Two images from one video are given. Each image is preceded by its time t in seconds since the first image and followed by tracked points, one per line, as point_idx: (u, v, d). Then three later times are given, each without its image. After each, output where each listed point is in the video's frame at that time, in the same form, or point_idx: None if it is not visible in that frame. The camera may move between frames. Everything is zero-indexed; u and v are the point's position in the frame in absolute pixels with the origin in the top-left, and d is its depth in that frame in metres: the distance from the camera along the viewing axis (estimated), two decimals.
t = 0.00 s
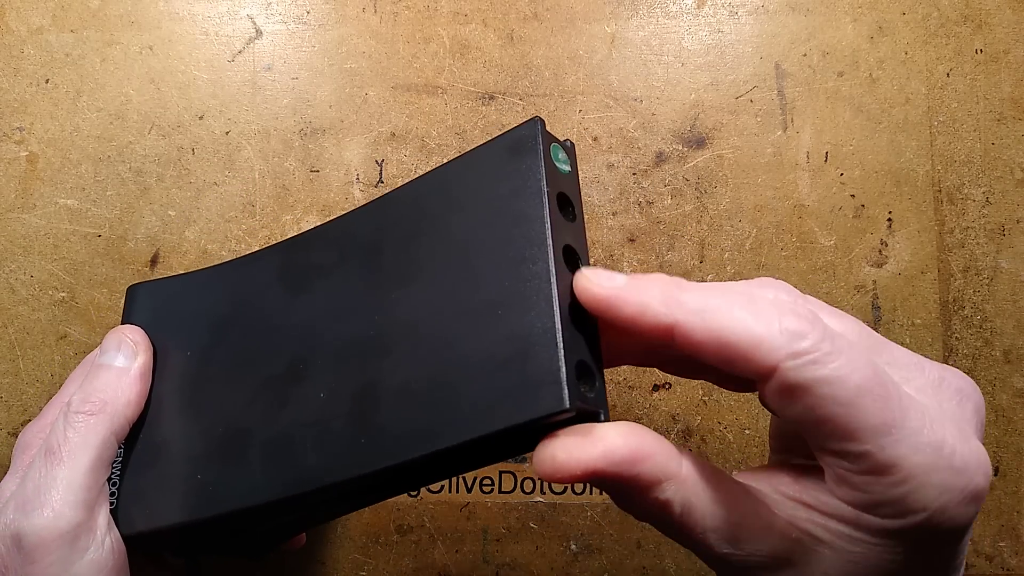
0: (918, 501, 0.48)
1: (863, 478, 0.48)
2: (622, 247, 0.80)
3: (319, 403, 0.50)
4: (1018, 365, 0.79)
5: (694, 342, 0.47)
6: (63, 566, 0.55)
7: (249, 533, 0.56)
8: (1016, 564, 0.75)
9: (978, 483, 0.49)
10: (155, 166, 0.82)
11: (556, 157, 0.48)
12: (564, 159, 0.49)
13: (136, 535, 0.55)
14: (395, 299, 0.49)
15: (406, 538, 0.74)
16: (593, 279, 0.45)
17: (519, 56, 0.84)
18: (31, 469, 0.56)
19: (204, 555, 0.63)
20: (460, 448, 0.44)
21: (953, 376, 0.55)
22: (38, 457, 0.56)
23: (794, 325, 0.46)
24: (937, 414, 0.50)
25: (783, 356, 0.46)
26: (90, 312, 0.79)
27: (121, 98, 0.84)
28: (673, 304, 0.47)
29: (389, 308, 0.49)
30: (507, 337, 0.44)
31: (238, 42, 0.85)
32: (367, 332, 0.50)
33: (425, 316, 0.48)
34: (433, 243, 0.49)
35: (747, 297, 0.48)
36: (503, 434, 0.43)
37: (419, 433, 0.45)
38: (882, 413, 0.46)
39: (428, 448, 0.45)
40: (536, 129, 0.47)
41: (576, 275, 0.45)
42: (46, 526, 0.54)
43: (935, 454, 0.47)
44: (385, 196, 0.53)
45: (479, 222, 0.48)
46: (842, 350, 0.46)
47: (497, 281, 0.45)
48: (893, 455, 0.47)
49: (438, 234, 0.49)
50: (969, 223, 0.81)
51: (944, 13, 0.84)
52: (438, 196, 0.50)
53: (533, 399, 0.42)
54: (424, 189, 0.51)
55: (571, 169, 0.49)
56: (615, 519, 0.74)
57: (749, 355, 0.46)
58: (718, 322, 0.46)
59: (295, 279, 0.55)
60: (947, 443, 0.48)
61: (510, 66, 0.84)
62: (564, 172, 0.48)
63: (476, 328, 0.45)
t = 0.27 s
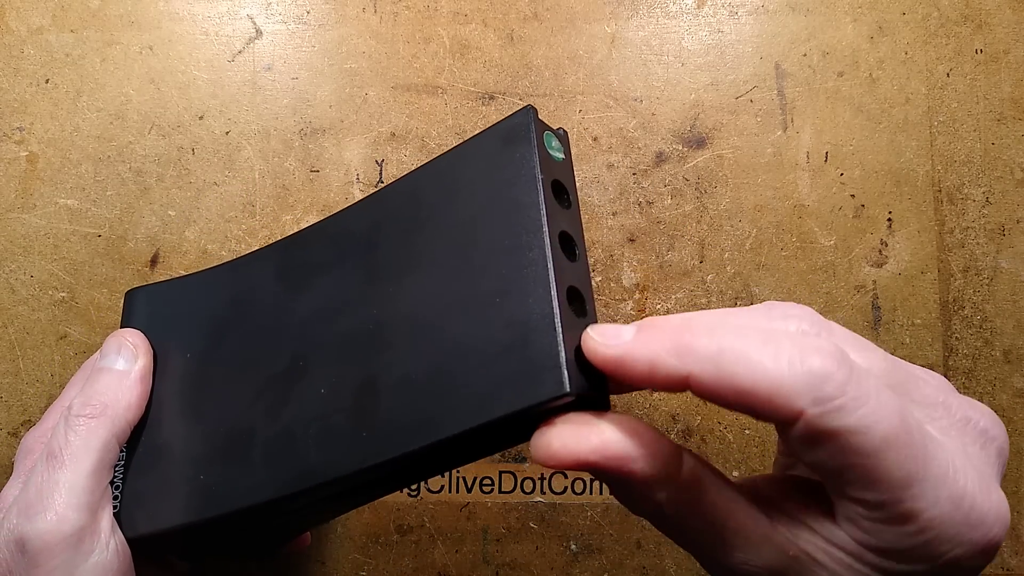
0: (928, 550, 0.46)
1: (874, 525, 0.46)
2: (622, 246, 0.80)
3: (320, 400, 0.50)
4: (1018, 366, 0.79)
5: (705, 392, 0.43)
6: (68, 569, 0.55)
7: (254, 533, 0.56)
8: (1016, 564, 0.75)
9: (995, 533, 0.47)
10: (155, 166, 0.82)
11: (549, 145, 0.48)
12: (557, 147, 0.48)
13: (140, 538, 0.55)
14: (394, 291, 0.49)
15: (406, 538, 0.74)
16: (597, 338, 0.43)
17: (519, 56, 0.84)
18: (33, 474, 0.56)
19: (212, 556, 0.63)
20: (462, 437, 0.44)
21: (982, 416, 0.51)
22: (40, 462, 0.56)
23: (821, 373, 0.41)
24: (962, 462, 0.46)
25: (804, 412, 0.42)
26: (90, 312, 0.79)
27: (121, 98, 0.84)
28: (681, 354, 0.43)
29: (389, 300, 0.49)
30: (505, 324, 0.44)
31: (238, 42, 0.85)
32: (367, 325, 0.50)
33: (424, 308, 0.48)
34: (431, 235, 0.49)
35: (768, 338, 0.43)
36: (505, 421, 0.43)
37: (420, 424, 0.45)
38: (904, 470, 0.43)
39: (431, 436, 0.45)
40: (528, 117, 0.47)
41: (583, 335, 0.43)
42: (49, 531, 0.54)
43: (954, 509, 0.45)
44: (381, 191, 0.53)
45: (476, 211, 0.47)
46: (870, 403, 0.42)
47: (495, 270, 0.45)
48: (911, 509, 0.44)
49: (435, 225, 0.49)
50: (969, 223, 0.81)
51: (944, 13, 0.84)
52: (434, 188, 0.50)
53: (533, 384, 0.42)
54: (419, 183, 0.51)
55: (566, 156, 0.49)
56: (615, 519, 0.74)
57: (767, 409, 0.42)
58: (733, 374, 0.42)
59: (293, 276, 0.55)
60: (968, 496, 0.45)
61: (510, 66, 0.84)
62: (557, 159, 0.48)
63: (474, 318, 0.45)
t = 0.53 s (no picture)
0: None
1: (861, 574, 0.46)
2: (621, 247, 0.80)
3: (310, 404, 0.50)
4: (1018, 366, 0.79)
5: (692, 458, 0.42)
6: (59, 567, 0.54)
7: (245, 535, 0.56)
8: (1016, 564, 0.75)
9: None
10: (155, 166, 0.82)
11: (542, 151, 0.47)
12: (551, 152, 0.47)
13: (132, 537, 0.55)
14: (386, 297, 0.49)
15: (406, 538, 0.74)
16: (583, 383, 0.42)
17: (519, 56, 0.84)
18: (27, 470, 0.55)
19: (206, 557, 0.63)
20: (448, 445, 0.44)
21: (991, 464, 0.49)
22: (34, 458, 0.55)
23: (810, 450, 0.40)
24: (960, 522, 0.45)
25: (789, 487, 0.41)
26: (90, 313, 0.79)
27: (121, 98, 0.84)
28: (668, 420, 0.42)
29: (381, 305, 0.49)
30: (494, 332, 0.44)
31: (238, 42, 0.85)
32: (359, 330, 0.50)
33: (416, 314, 0.47)
34: (424, 240, 0.49)
35: (760, 407, 0.41)
36: (491, 431, 0.42)
37: (406, 430, 0.45)
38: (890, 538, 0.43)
39: (418, 444, 0.44)
40: (521, 121, 0.46)
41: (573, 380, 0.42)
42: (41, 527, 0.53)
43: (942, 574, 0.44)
44: (376, 195, 0.53)
45: (468, 216, 0.47)
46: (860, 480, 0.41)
47: (485, 277, 0.45)
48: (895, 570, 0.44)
49: (428, 230, 0.49)
50: (969, 223, 0.81)
51: (944, 13, 0.84)
52: (428, 192, 0.50)
53: (518, 394, 0.42)
54: (414, 186, 0.50)
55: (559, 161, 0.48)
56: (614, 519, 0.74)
57: (753, 482, 0.41)
58: (718, 446, 0.41)
59: (288, 279, 0.55)
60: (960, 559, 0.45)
61: (510, 66, 0.84)
62: (551, 165, 0.47)
63: (465, 323, 0.45)
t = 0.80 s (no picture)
0: (933, 548, 0.44)
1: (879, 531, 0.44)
2: (621, 247, 0.80)
3: (308, 415, 0.50)
4: (1018, 366, 0.79)
5: (690, 425, 0.42)
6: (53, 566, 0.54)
7: (241, 539, 0.56)
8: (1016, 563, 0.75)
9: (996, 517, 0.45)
10: (155, 166, 0.82)
11: (548, 173, 0.46)
12: (556, 174, 0.47)
13: (127, 539, 0.55)
14: (386, 309, 0.49)
15: (406, 538, 0.74)
16: (577, 402, 0.41)
17: (519, 56, 0.84)
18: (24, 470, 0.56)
19: (201, 558, 0.63)
20: (442, 468, 0.43)
21: (961, 402, 0.50)
22: (31, 458, 0.56)
23: (798, 388, 0.40)
24: (955, 452, 0.45)
25: (789, 431, 0.40)
26: (90, 313, 0.79)
27: (121, 98, 0.84)
28: (657, 391, 0.42)
29: (380, 319, 0.49)
30: (493, 354, 0.43)
31: (238, 42, 0.85)
32: (357, 343, 0.49)
33: (414, 329, 0.47)
34: (425, 254, 0.48)
35: (742, 364, 0.42)
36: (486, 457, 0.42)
37: (401, 445, 0.45)
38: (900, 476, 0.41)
39: (412, 466, 0.44)
40: (528, 143, 0.46)
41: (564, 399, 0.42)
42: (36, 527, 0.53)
43: (954, 504, 0.43)
44: (378, 206, 0.53)
45: (471, 234, 0.47)
46: (856, 412, 0.40)
47: (486, 297, 0.45)
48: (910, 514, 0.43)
49: (428, 246, 0.48)
50: (969, 223, 0.81)
51: (944, 13, 0.84)
52: (430, 207, 0.49)
53: (514, 421, 0.41)
54: (416, 199, 0.50)
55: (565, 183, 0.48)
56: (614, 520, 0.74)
57: (751, 433, 0.41)
58: (711, 399, 0.41)
59: (288, 288, 0.55)
60: (966, 489, 0.44)
61: (510, 66, 0.84)
62: (556, 188, 0.47)
63: (464, 341, 0.45)
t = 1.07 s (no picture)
0: (929, 558, 0.45)
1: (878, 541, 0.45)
2: (622, 247, 0.80)
3: (311, 419, 0.50)
4: (1018, 366, 0.79)
5: (690, 433, 0.42)
6: (58, 567, 0.55)
7: (239, 544, 0.56)
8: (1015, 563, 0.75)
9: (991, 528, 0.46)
10: (155, 166, 0.82)
11: (558, 185, 0.46)
12: (565, 185, 0.47)
13: (128, 539, 0.55)
14: (393, 318, 0.49)
15: (406, 538, 0.74)
16: (582, 416, 0.42)
17: (519, 56, 0.84)
18: (29, 470, 0.56)
19: (198, 560, 0.63)
20: (449, 478, 0.44)
21: (956, 412, 0.50)
22: (36, 458, 0.56)
23: (801, 397, 0.40)
24: (952, 462, 0.45)
25: (791, 441, 0.40)
26: (90, 313, 0.79)
27: (121, 98, 0.84)
28: (657, 402, 0.42)
29: (387, 327, 0.49)
30: (502, 366, 0.43)
31: (238, 42, 0.85)
32: (363, 350, 0.49)
33: (421, 338, 0.47)
34: (432, 264, 0.48)
35: (744, 370, 0.41)
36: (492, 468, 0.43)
37: (407, 454, 0.45)
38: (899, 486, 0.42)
39: (419, 474, 0.44)
40: (538, 154, 0.46)
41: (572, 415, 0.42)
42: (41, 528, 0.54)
43: (951, 515, 0.43)
44: (385, 213, 0.52)
45: (479, 244, 0.47)
46: (856, 422, 0.40)
47: (495, 309, 0.45)
48: (907, 522, 0.43)
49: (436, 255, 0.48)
50: (969, 223, 0.81)
51: (944, 13, 0.84)
52: (439, 215, 0.49)
53: (524, 433, 0.42)
54: (425, 205, 0.50)
55: (573, 193, 0.48)
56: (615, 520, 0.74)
57: (752, 442, 0.41)
58: (714, 409, 0.41)
59: (293, 292, 0.55)
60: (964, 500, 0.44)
61: (510, 66, 0.84)
62: (565, 199, 0.47)
63: (472, 353, 0.45)
